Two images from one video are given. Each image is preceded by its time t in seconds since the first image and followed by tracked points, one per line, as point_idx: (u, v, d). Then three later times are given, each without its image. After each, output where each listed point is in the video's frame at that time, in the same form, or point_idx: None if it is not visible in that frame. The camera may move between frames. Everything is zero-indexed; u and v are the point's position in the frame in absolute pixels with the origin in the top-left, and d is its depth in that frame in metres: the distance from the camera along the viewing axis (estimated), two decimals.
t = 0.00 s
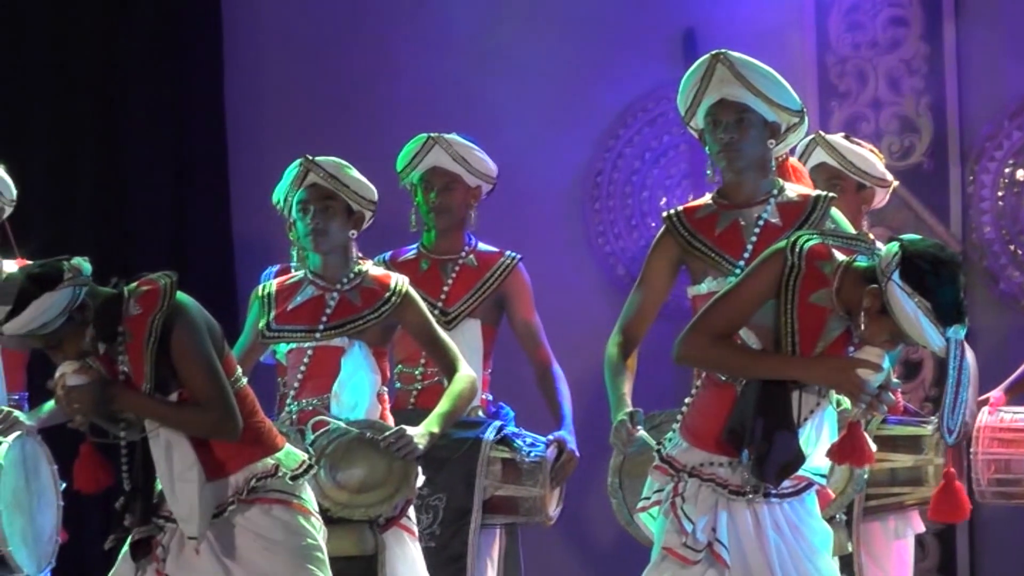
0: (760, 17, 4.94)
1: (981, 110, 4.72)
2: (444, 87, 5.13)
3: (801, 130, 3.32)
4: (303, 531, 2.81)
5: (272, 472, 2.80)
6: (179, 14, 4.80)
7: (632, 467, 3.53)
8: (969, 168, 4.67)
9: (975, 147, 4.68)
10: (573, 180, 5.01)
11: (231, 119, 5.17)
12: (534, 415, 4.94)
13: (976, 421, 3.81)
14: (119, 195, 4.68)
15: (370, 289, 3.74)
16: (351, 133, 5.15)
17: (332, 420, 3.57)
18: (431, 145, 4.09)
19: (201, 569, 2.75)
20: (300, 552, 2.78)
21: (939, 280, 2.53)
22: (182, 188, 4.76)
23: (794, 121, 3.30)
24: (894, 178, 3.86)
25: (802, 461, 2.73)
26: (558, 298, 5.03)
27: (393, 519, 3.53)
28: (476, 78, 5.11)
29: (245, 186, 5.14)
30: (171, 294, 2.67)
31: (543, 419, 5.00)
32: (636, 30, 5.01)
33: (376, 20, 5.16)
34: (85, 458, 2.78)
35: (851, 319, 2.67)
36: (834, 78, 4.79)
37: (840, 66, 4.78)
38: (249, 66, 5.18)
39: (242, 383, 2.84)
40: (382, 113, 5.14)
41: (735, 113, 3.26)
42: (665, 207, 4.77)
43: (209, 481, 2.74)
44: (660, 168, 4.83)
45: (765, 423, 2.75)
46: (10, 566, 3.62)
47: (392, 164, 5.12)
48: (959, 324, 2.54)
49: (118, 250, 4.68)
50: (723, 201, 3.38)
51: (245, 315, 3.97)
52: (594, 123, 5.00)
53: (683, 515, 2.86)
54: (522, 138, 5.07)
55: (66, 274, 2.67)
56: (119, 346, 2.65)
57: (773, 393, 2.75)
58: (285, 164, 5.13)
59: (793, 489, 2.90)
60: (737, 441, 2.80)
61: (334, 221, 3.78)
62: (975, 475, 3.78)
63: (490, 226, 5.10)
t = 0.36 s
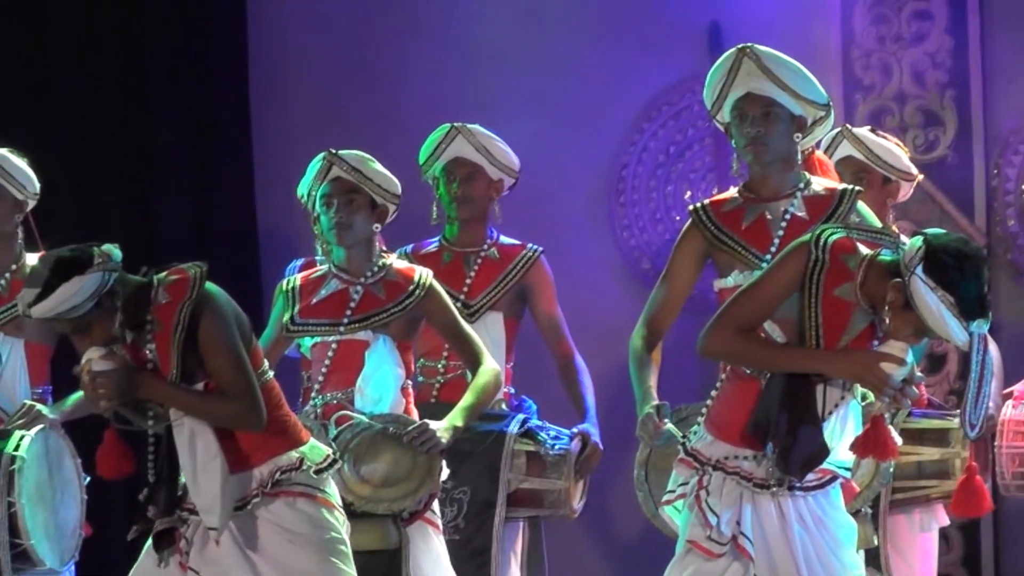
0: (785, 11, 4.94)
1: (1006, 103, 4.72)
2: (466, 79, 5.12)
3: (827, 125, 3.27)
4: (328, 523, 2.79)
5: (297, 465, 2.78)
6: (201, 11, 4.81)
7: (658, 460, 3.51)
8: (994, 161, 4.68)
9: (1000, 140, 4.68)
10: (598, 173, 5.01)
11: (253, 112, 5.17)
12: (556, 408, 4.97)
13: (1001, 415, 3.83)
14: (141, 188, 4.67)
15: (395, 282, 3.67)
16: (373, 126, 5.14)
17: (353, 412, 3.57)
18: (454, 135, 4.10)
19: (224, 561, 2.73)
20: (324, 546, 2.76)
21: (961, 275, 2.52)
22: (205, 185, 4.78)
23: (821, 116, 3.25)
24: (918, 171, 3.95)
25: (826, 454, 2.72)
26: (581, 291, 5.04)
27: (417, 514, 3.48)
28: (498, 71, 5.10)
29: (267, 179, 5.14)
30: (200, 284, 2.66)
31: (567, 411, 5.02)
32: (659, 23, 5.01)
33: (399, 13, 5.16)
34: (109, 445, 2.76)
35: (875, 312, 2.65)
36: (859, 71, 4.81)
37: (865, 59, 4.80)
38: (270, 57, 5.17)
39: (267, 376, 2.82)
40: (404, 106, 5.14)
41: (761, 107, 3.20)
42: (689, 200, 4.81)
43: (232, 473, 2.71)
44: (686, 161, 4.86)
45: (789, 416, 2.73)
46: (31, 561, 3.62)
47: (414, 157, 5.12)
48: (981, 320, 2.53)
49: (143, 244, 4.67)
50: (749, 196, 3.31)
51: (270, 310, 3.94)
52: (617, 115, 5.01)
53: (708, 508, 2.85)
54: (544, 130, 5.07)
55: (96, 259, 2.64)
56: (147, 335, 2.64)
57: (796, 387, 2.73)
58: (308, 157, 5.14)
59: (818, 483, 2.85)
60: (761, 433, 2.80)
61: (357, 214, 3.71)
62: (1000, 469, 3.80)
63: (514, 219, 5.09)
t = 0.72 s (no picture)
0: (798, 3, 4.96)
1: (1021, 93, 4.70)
2: (480, 72, 5.12)
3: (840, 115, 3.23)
4: (340, 514, 2.76)
5: (311, 457, 2.76)
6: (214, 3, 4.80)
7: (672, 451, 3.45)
8: (1008, 152, 4.68)
9: (1015, 131, 4.69)
10: (612, 165, 5.01)
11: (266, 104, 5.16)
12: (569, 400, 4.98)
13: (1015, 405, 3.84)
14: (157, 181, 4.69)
15: (410, 274, 3.62)
16: (386, 118, 5.14)
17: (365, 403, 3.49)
18: (468, 125, 4.12)
19: (237, 550, 2.70)
20: (338, 537, 2.74)
21: (976, 266, 2.50)
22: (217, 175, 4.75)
23: (835, 106, 3.21)
24: (932, 162, 4.00)
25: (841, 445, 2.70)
26: (594, 283, 5.04)
27: (429, 505, 3.41)
28: (511, 63, 5.11)
29: (279, 170, 5.13)
30: (221, 270, 2.65)
31: (581, 402, 5.02)
32: (674, 16, 5.03)
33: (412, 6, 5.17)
34: (121, 426, 2.75)
35: (888, 303, 2.64)
36: (873, 62, 4.81)
37: (879, 50, 4.80)
38: (283, 49, 5.17)
39: (285, 367, 2.81)
40: (418, 98, 5.14)
41: (775, 97, 3.16)
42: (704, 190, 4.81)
43: (243, 464, 2.71)
44: (699, 151, 4.87)
45: (804, 407, 2.71)
46: (47, 551, 3.62)
47: (428, 149, 5.12)
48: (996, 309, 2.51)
49: (157, 236, 4.67)
50: (764, 185, 3.26)
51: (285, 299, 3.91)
52: (631, 107, 5.02)
53: (723, 498, 2.82)
54: (557, 123, 5.07)
55: (120, 236, 2.64)
56: (166, 318, 2.64)
57: (812, 376, 2.72)
58: (322, 150, 5.14)
59: (833, 473, 2.82)
60: (776, 424, 2.77)
61: (370, 206, 3.70)
62: (1014, 458, 3.81)
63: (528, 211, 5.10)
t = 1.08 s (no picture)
0: None
1: None
2: (485, 65, 5.12)
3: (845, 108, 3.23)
4: (345, 507, 2.75)
5: (317, 449, 2.75)
6: None
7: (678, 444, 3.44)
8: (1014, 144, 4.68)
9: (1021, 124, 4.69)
10: (619, 158, 5.01)
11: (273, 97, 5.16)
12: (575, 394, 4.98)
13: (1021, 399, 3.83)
14: (163, 175, 4.70)
15: (415, 267, 3.60)
16: (391, 112, 5.14)
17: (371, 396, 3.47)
18: (474, 118, 4.12)
19: (242, 541, 2.68)
20: (343, 530, 2.73)
21: (980, 257, 2.49)
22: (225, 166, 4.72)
23: (840, 98, 3.21)
24: (937, 154, 4.01)
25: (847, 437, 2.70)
26: (600, 277, 5.04)
27: (435, 498, 3.40)
28: (517, 56, 5.11)
29: (284, 164, 5.13)
30: (237, 258, 2.68)
31: (586, 395, 5.03)
32: (679, 9, 5.03)
33: None
34: (128, 404, 2.77)
35: (893, 295, 2.63)
36: (879, 55, 4.81)
37: (885, 43, 4.80)
38: (289, 42, 5.17)
39: (294, 360, 2.82)
40: (423, 91, 5.13)
41: (781, 90, 3.15)
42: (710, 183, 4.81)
43: (249, 455, 2.72)
44: (705, 145, 4.86)
45: (808, 400, 2.71)
46: (53, 544, 3.63)
47: (433, 142, 5.12)
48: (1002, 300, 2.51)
49: (163, 230, 4.67)
50: (768, 177, 3.24)
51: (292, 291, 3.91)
52: (637, 100, 5.02)
53: (727, 492, 2.81)
54: (562, 116, 5.07)
55: (138, 215, 2.67)
56: (179, 301, 2.67)
57: (815, 369, 2.71)
58: (328, 143, 5.14)
59: (837, 466, 2.81)
60: (782, 416, 2.77)
61: (375, 200, 3.69)
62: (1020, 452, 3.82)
63: (534, 204, 5.09)
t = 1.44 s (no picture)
0: None
1: None
2: (487, 61, 5.12)
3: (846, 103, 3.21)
4: (349, 502, 2.74)
5: (320, 445, 2.75)
6: None
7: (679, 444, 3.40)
8: (1017, 140, 4.69)
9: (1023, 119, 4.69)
10: (620, 155, 5.01)
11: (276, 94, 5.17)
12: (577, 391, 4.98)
13: None
14: (166, 171, 4.71)
15: (418, 263, 3.60)
16: (393, 108, 5.14)
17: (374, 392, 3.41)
18: (481, 113, 4.13)
19: (245, 535, 2.68)
20: (345, 526, 2.71)
21: (980, 250, 2.48)
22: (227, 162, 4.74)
23: (841, 94, 3.18)
24: (939, 150, 4.03)
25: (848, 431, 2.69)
26: (601, 274, 5.04)
27: (438, 495, 3.33)
28: (519, 52, 5.11)
29: (286, 161, 5.14)
30: (248, 249, 2.68)
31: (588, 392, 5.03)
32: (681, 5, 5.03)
33: None
34: (129, 388, 2.79)
35: (893, 289, 2.63)
36: (882, 52, 4.81)
37: (887, 40, 4.80)
38: (291, 40, 5.17)
39: (300, 356, 2.81)
40: (425, 88, 5.13)
41: (782, 86, 3.13)
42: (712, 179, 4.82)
43: (251, 449, 2.72)
44: (708, 141, 4.88)
45: (809, 396, 2.71)
46: (54, 539, 3.63)
47: (435, 139, 5.12)
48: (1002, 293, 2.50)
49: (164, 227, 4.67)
50: (768, 173, 3.24)
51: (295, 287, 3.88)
52: (639, 96, 5.02)
53: (730, 489, 2.81)
54: (564, 112, 5.07)
55: (155, 198, 2.68)
56: (189, 288, 2.68)
57: (818, 364, 2.70)
58: (330, 140, 5.15)
59: (840, 461, 2.79)
60: (783, 411, 2.76)
61: (378, 196, 3.66)
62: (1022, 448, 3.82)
63: (537, 200, 5.10)
